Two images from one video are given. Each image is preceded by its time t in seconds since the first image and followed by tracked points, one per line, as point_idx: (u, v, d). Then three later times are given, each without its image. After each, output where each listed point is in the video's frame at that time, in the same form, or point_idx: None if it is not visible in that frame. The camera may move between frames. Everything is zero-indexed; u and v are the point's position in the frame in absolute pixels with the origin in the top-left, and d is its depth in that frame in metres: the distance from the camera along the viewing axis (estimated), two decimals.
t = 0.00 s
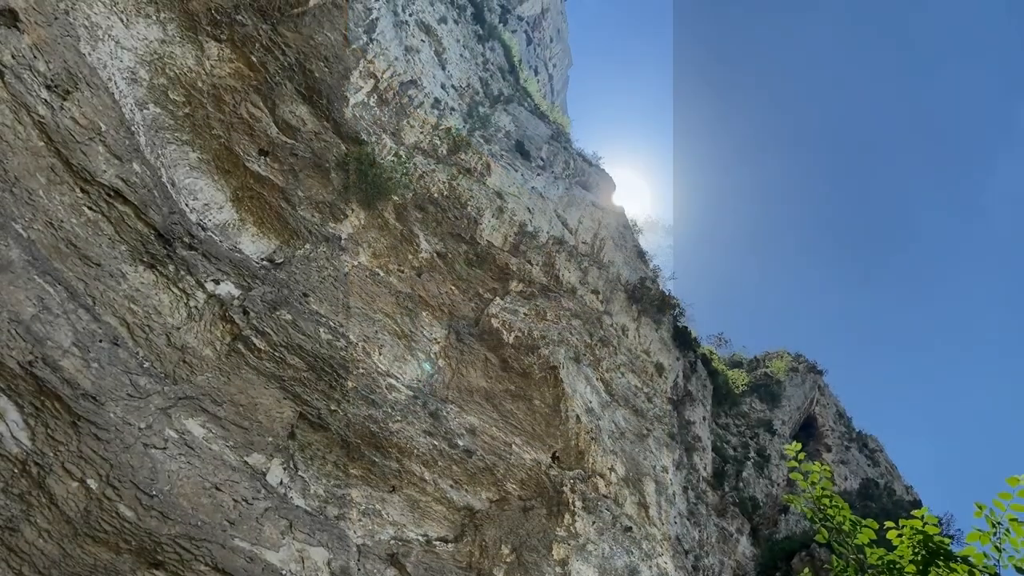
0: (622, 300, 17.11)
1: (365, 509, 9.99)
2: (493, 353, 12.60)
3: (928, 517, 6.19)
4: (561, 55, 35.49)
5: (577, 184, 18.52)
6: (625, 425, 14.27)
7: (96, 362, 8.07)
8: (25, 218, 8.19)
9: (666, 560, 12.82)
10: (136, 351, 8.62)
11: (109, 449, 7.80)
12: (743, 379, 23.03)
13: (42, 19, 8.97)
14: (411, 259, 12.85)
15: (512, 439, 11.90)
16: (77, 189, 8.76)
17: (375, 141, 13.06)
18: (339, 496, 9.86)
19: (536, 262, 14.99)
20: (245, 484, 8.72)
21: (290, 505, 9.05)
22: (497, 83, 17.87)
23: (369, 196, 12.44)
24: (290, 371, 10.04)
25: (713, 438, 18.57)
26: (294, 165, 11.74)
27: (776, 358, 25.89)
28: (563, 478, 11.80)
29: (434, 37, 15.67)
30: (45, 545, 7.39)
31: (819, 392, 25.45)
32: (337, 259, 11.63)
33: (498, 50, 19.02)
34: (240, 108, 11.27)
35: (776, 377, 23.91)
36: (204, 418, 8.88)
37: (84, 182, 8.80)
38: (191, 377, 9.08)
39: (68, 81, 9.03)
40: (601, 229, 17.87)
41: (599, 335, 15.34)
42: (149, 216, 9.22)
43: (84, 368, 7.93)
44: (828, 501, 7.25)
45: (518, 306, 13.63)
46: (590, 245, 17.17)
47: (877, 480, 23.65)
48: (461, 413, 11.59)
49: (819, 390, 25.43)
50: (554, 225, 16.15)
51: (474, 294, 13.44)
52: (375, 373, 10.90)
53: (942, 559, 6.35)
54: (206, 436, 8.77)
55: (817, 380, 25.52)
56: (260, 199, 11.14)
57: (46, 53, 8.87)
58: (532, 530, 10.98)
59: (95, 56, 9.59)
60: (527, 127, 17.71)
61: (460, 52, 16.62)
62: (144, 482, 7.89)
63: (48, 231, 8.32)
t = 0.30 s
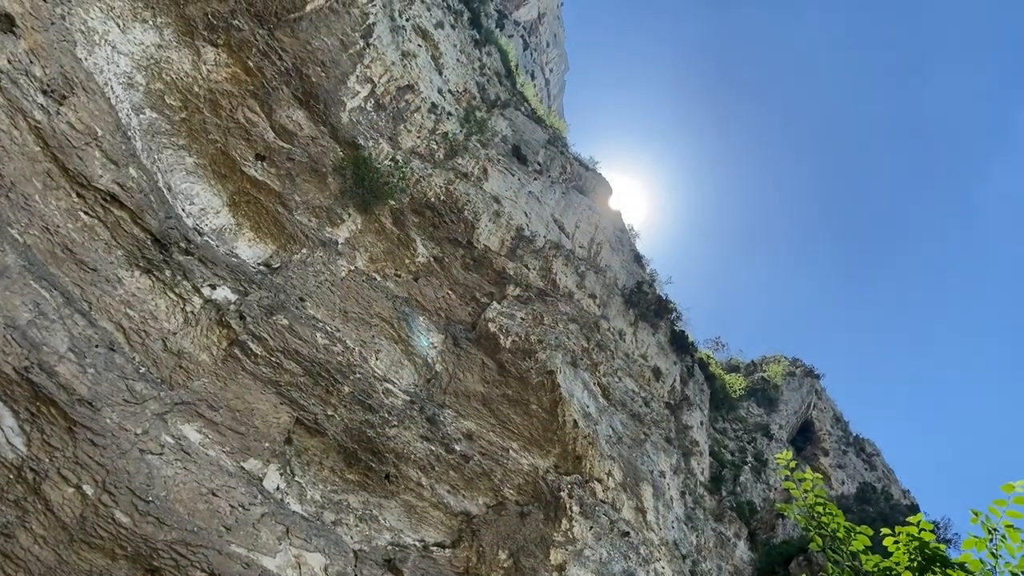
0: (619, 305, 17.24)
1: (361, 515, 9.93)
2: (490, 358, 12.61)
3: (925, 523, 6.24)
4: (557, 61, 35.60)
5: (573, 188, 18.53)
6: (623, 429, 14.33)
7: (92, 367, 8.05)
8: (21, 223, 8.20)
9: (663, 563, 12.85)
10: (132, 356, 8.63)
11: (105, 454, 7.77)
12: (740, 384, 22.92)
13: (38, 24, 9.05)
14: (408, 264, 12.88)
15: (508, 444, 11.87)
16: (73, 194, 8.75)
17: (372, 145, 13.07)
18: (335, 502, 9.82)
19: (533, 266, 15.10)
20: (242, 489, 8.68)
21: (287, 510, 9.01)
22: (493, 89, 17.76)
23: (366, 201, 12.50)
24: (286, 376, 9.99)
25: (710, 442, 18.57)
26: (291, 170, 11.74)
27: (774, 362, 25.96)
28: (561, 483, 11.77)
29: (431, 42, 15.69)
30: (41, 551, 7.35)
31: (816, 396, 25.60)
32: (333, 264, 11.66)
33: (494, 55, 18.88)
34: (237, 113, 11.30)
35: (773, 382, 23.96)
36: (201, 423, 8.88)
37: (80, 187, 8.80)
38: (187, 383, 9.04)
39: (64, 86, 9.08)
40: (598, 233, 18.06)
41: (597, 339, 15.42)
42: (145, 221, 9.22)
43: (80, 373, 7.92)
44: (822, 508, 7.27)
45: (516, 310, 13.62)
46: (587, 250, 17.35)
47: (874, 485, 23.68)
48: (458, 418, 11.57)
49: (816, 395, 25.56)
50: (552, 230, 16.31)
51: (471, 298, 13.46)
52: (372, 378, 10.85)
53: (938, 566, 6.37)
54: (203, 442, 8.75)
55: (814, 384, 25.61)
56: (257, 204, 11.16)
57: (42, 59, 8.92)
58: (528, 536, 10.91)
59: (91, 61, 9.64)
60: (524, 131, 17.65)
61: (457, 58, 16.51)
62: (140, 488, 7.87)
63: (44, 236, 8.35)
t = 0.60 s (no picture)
0: (615, 309, 17.27)
1: (357, 519, 9.90)
2: (486, 362, 12.61)
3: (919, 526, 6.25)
4: (553, 65, 35.72)
5: (570, 192, 18.55)
6: (620, 433, 14.33)
7: (88, 371, 8.03)
8: (16, 226, 8.19)
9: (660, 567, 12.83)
10: (128, 360, 8.61)
11: (100, 459, 7.75)
12: (737, 388, 22.97)
13: (34, 27, 9.04)
14: (404, 268, 12.87)
15: (505, 448, 11.85)
16: (69, 198, 8.74)
17: (369, 149, 13.06)
18: (332, 506, 9.78)
19: (530, 270, 15.14)
20: (237, 494, 8.65)
21: (283, 514, 8.98)
22: (490, 92, 17.76)
23: (362, 205, 12.49)
24: (282, 380, 9.97)
25: (707, 446, 18.58)
26: (287, 173, 11.71)
27: (770, 366, 26.04)
28: (557, 487, 11.75)
29: (428, 45, 15.70)
30: (35, 556, 7.31)
31: (812, 400, 25.70)
32: (330, 268, 11.65)
33: (491, 58, 18.94)
34: (233, 116, 11.28)
35: (769, 386, 24.02)
36: (196, 427, 8.86)
37: (76, 191, 8.79)
38: (183, 388, 9.01)
39: (60, 90, 9.07)
40: (594, 237, 18.08)
41: (593, 343, 15.42)
42: (141, 224, 9.19)
43: (75, 377, 7.88)
44: (817, 512, 7.28)
45: (512, 313, 13.62)
46: (583, 254, 17.40)
47: (870, 488, 23.71)
48: (455, 422, 11.55)
49: (812, 399, 25.65)
50: (548, 234, 16.35)
51: (467, 302, 13.46)
52: (368, 381, 10.82)
53: (934, 570, 6.38)
54: (198, 446, 8.74)
55: (810, 388, 25.71)
56: (253, 207, 11.14)
57: (38, 63, 8.92)
58: (525, 540, 10.88)
59: (87, 65, 9.66)
60: (520, 135, 17.65)
61: (454, 62, 16.51)
62: (136, 493, 7.83)
63: (39, 240, 8.34)
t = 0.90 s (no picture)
0: (612, 311, 17.30)
1: (352, 522, 9.86)
2: (482, 364, 12.62)
3: (916, 529, 6.27)
4: (550, 68, 35.82)
5: (566, 195, 18.58)
6: (616, 436, 14.34)
7: (83, 373, 8.01)
8: (12, 228, 8.18)
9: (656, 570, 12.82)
10: (123, 362, 8.60)
11: (95, 461, 7.71)
12: (733, 391, 23.06)
13: (30, 29, 9.02)
14: (400, 271, 12.87)
15: (501, 451, 11.84)
16: (65, 200, 8.73)
17: (365, 151, 13.06)
18: (327, 509, 9.76)
19: (526, 273, 15.17)
20: (233, 496, 8.60)
21: (278, 517, 8.93)
22: (486, 95, 17.78)
23: (359, 207, 12.49)
24: (278, 383, 9.94)
25: (703, 449, 18.61)
26: (284, 176, 11.71)
27: (766, 369, 26.14)
28: (553, 490, 11.73)
29: (424, 48, 15.71)
30: (30, 559, 7.30)
31: (808, 403, 25.80)
32: (326, 270, 11.64)
33: (487, 61, 18.97)
34: (230, 118, 11.27)
35: (765, 389, 24.08)
36: (192, 430, 8.83)
37: (71, 193, 8.77)
38: (178, 390, 8.99)
39: (56, 92, 9.06)
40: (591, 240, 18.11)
41: (590, 346, 15.43)
42: (137, 227, 9.18)
43: (70, 380, 7.86)
44: (813, 514, 7.29)
45: (508, 316, 13.63)
46: (580, 257, 17.40)
47: (866, 491, 23.75)
48: (451, 425, 11.55)
49: (808, 402, 25.74)
50: (545, 237, 16.39)
51: (463, 304, 13.45)
52: (364, 385, 10.80)
53: (930, 572, 6.39)
54: (194, 448, 8.70)
55: (806, 392, 25.80)
56: (249, 210, 11.13)
57: (34, 64, 8.91)
58: (521, 544, 10.78)
59: (83, 67, 9.65)
60: (517, 138, 17.65)
61: (450, 64, 16.51)
62: (130, 495, 7.81)
63: (35, 242, 8.33)
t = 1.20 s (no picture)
0: (608, 313, 17.34)
1: (347, 523, 9.84)
2: (478, 366, 12.63)
3: (909, 530, 6.29)
4: (547, 69, 35.86)
5: (563, 197, 18.60)
6: (611, 437, 14.35)
7: (78, 374, 7.99)
8: (7, 228, 8.17)
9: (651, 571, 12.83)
10: (118, 363, 8.59)
11: (90, 462, 7.68)
12: (728, 392, 23.15)
13: (26, 29, 9.01)
14: (396, 272, 12.88)
15: (497, 452, 11.83)
16: (60, 200, 8.71)
17: (361, 152, 13.07)
18: (322, 510, 9.75)
19: (522, 274, 15.19)
20: (228, 497, 8.57)
21: (273, 518, 8.89)
22: (483, 97, 17.79)
23: (355, 208, 12.49)
24: (273, 383, 9.92)
25: (698, 450, 18.65)
26: (280, 176, 11.70)
27: (762, 371, 26.22)
28: (549, 491, 11.73)
29: (421, 49, 15.71)
30: (24, 560, 7.27)
31: (803, 405, 25.89)
32: (322, 271, 11.63)
33: (484, 62, 18.97)
34: (226, 119, 11.25)
35: (761, 390, 24.14)
36: (187, 430, 8.81)
37: (67, 193, 8.76)
38: (174, 391, 8.98)
39: (52, 91, 9.04)
40: (587, 242, 18.12)
41: (585, 347, 15.45)
42: (133, 227, 9.16)
43: (65, 380, 7.84)
44: (808, 516, 7.30)
45: (504, 317, 13.64)
46: (576, 258, 17.42)
47: (861, 493, 23.81)
48: (447, 426, 11.55)
49: (803, 404, 25.83)
50: (541, 238, 16.40)
51: (460, 306, 13.46)
52: (360, 386, 10.78)
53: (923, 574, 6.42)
54: (189, 449, 8.69)
55: (801, 394, 25.90)
56: (245, 211, 11.12)
57: (30, 64, 8.90)
58: (516, 545, 10.80)
59: (79, 67, 9.64)
60: (513, 140, 17.66)
61: (447, 65, 16.49)
62: (125, 496, 7.78)
63: (30, 242, 8.31)
